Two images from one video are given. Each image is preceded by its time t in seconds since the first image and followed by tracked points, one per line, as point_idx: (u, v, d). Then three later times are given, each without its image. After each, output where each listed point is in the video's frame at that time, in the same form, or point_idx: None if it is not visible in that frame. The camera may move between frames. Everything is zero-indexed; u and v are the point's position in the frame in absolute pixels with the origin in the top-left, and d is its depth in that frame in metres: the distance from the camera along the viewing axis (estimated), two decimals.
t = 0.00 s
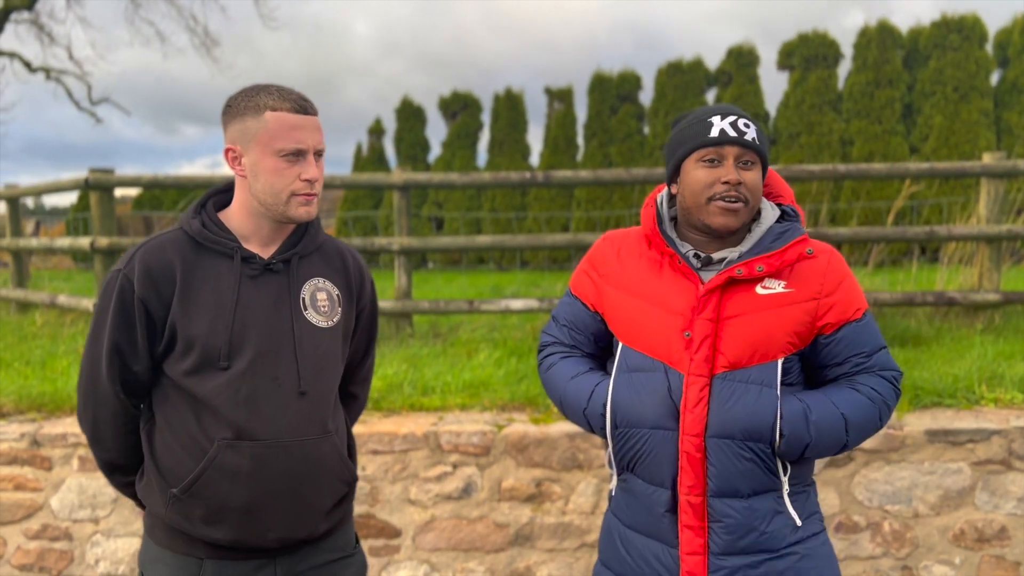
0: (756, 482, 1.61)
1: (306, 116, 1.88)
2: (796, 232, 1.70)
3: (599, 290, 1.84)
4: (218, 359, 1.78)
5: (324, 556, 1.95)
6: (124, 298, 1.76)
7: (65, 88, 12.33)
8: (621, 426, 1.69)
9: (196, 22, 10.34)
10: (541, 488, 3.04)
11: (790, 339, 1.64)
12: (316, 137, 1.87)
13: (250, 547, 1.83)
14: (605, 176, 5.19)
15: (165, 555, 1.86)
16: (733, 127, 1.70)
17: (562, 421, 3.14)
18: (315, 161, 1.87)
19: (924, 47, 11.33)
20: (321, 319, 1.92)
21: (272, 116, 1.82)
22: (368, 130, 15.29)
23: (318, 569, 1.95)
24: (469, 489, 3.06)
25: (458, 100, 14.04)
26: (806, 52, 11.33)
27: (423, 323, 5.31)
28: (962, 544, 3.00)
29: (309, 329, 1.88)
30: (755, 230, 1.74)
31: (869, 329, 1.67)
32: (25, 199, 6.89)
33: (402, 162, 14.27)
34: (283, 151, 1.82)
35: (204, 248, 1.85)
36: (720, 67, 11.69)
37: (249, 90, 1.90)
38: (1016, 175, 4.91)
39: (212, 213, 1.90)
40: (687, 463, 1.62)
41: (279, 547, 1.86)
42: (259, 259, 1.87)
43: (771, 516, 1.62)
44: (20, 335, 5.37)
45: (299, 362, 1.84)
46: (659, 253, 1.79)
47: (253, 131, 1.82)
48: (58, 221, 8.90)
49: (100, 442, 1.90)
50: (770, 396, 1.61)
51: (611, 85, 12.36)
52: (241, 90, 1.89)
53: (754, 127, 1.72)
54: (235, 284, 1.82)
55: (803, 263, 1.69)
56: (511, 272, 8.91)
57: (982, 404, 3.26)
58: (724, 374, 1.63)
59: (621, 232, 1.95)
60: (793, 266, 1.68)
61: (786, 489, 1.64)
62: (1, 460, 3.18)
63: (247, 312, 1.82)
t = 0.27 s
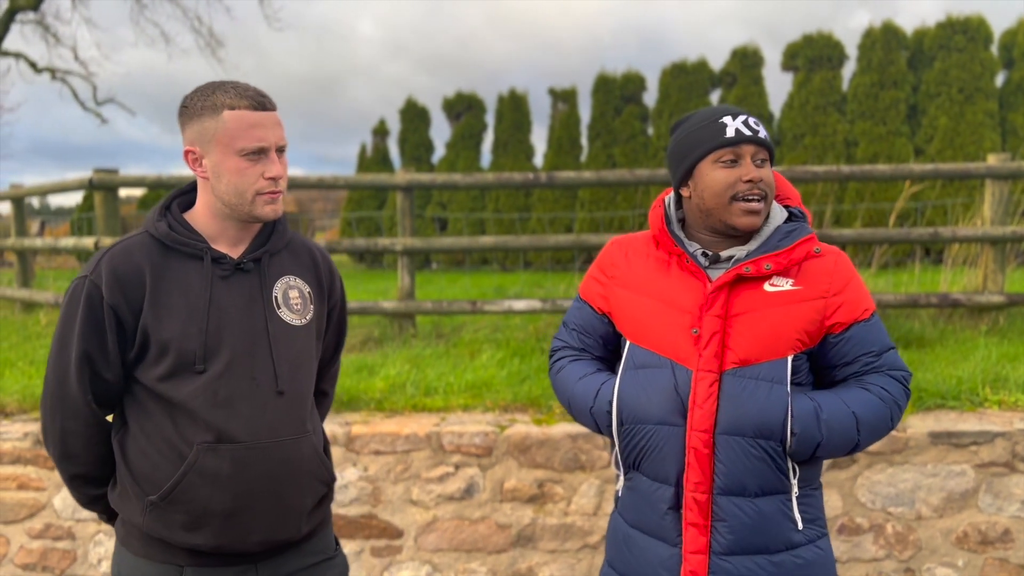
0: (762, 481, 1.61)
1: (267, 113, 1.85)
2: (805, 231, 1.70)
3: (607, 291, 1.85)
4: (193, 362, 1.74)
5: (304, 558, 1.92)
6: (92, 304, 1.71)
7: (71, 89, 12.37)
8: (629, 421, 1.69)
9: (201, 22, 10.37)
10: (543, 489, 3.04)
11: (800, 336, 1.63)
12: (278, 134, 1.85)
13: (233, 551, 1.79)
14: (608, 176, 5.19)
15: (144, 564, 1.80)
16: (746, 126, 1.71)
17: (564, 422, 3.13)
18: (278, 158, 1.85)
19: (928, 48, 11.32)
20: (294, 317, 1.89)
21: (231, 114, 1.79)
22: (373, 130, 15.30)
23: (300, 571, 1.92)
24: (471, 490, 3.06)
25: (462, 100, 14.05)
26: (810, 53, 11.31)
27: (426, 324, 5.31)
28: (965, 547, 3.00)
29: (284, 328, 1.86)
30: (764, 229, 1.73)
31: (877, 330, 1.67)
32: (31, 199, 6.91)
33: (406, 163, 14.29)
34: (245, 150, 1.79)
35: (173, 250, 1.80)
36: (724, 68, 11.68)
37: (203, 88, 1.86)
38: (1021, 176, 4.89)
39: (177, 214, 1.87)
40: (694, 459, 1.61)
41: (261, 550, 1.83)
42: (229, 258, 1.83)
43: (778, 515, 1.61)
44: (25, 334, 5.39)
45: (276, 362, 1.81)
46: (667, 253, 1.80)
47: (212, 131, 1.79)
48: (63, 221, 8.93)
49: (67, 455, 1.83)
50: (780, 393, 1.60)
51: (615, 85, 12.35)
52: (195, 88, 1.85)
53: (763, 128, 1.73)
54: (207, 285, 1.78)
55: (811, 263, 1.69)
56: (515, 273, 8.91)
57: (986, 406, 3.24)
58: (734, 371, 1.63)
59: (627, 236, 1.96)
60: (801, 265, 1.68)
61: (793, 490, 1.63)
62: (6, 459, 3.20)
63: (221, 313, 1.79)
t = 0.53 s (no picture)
0: (798, 504, 1.58)
1: (239, 115, 1.82)
2: (847, 237, 1.64)
3: (639, 293, 1.83)
4: (169, 366, 1.70)
5: (288, 560, 1.88)
6: (63, 309, 1.67)
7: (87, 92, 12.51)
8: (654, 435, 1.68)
9: (215, 26, 10.48)
10: (548, 492, 3.04)
11: (841, 350, 1.59)
12: (252, 135, 1.83)
13: (214, 554, 1.76)
14: (617, 179, 5.19)
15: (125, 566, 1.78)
16: (753, 135, 1.65)
17: (570, 425, 3.14)
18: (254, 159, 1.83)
19: (942, 50, 11.27)
20: (275, 317, 1.85)
21: (204, 118, 1.77)
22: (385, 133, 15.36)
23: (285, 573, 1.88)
24: (476, 492, 3.07)
25: (474, 103, 14.09)
26: (823, 56, 11.28)
27: (435, 326, 5.33)
28: (973, 552, 2.98)
29: (264, 329, 1.81)
30: (800, 233, 1.69)
31: (935, 324, 1.60)
32: (46, 200, 6.99)
33: (418, 165, 14.34)
34: (220, 153, 1.77)
35: (147, 256, 1.77)
36: (736, 71, 11.66)
37: (173, 90, 1.83)
38: None
39: (152, 219, 1.84)
40: (725, 479, 1.59)
41: (244, 553, 1.79)
42: (206, 261, 1.79)
43: (813, 539, 1.59)
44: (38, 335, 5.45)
45: (255, 363, 1.77)
46: (701, 257, 1.75)
47: (185, 135, 1.77)
48: (78, 223, 9.02)
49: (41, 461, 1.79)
50: (824, 412, 1.56)
51: (627, 88, 12.34)
52: (165, 90, 1.82)
53: (779, 130, 1.65)
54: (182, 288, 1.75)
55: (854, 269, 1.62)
56: (525, 275, 8.93)
57: (994, 411, 3.22)
58: (771, 389, 1.59)
59: (664, 229, 1.93)
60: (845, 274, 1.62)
61: (832, 512, 1.60)
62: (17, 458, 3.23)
63: (198, 316, 1.75)
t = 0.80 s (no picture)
0: (810, 514, 1.59)
1: (244, 120, 1.83)
2: (872, 243, 1.61)
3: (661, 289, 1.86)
4: (168, 363, 1.71)
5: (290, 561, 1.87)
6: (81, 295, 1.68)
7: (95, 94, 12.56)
8: (672, 438, 1.73)
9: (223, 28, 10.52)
10: (550, 494, 3.04)
11: (861, 356, 1.58)
12: (252, 140, 1.83)
13: (213, 551, 1.76)
14: (621, 181, 5.19)
15: (131, 561, 1.80)
16: (774, 134, 1.65)
17: (572, 427, 3.14)
18: (250, 164, 1.84)
19: (950, 51, 11.24)
20: (278, 318, 1.85)
21: (205, 119, 1.79)
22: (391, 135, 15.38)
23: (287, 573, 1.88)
24: (478, 493, 3.07)
25: (480, 105, 14.11)
26: (829, 57, 11.25)
27: (439, 328, 5.34)
28: (976, 556, 2.97)
29: (268, 330, 1.82)
30: (823, 235, 1.67)
31: (964, 333, 1.57)
32: (53, 202, 7.02)
33: (424, 167, 14.36)
34: (214, 155, 1.79)
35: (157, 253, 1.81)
36: (742, 72, 11.64)
37: (192, 94, 1.86)
38: None
39: (163, 217, 1.89)
40: (737, 486, 1.62)
41: (245, 551, 1.79)
42: (211, 261, 1.83)
43: (825, 547, 1.60)
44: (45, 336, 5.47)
45: (258, 362, 1.78)
46: (723, 257, 1.77)
47: (188, 134, 1.80)
48: (85, 225, 9.06)
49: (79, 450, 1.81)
50: (838, 422, 1.56)
51: (633, 89, 12.33)
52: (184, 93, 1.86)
53: (802, 125, 1.64)
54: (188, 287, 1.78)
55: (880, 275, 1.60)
56: (530, 277, 8.93)
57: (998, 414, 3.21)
58: (784, 397, 1.60)
59: (693, 224, 1.95)
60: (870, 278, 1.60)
61: (847, 520, 1.60)
62: (21, 459, 3.25)
63: (200, 314, 1.77)
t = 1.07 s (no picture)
0: (796, 527, 1.58)
1: (249, 122, 1.85)
2: (875, 263, 1.53)
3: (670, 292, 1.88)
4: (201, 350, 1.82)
5: (297, 556, 1.89)
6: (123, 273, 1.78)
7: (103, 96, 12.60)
8: (670, 445, 1.75)
9: (230, 31, 10.56)
10: (552, 496, 3.04)
11: (854, 380, 1.53)
12: (256, 142, 1.85)
13: (224, 540, 1.78)
14: (625, 183, 5.18)
15: (138, 560, 1.82)
16: (779, 152, 1.57)
17: (574, 429, 3.14)
18: (253, 167, 1.85)
19: (957, 52, 11.20)
20: (282, 316, 1.90)
21: (211, 120, 1.82)
22: (397, 137, 15.41)
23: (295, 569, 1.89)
24: (480, 495, 3.07)
25: (486, 107, 14.12)
26: (836, 58, 11.22)
27: (443, 329, 5.34)
28: (980, 559, 2.96)
29: (270, 330, 1.88)
30: (825, 255, 1.61)
31: (970, 360, 1.48)
32: (60, 204, 7.04)
33: (430, 169, 14.38)
34: (216, 154, 1.82)
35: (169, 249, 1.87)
36: (749, 73, 11.62)
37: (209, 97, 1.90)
38: None
39: (176, 215, 1.94)
40: (723, 497, 1.62)
41: (254, 539, 1.81)
42: (218, 261, 1.88)
43: (812, 560, 1.58)
44: (51, 338, 5.50)
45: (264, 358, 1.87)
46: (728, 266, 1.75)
47: (196, 134, 1.84)
48: (92, 227, 9.09)
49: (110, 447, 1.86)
50: (824, 443, 1.53)
51: (639, 91, 12.33)
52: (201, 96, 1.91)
53: (809, 145, 1.55)
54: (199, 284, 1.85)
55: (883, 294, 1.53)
56: (535, 279, 8.94)
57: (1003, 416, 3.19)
58: (774, 415, 1.58)
59: (708, 223, 1.93)
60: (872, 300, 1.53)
61: (837, 534, 1.58)
62: (26, 460, 3.27)
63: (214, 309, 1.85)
